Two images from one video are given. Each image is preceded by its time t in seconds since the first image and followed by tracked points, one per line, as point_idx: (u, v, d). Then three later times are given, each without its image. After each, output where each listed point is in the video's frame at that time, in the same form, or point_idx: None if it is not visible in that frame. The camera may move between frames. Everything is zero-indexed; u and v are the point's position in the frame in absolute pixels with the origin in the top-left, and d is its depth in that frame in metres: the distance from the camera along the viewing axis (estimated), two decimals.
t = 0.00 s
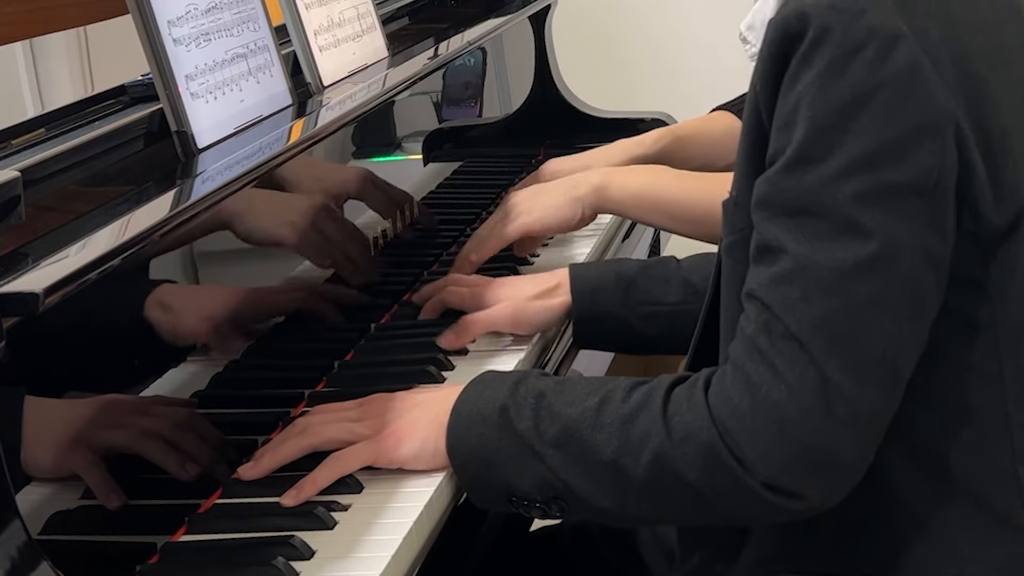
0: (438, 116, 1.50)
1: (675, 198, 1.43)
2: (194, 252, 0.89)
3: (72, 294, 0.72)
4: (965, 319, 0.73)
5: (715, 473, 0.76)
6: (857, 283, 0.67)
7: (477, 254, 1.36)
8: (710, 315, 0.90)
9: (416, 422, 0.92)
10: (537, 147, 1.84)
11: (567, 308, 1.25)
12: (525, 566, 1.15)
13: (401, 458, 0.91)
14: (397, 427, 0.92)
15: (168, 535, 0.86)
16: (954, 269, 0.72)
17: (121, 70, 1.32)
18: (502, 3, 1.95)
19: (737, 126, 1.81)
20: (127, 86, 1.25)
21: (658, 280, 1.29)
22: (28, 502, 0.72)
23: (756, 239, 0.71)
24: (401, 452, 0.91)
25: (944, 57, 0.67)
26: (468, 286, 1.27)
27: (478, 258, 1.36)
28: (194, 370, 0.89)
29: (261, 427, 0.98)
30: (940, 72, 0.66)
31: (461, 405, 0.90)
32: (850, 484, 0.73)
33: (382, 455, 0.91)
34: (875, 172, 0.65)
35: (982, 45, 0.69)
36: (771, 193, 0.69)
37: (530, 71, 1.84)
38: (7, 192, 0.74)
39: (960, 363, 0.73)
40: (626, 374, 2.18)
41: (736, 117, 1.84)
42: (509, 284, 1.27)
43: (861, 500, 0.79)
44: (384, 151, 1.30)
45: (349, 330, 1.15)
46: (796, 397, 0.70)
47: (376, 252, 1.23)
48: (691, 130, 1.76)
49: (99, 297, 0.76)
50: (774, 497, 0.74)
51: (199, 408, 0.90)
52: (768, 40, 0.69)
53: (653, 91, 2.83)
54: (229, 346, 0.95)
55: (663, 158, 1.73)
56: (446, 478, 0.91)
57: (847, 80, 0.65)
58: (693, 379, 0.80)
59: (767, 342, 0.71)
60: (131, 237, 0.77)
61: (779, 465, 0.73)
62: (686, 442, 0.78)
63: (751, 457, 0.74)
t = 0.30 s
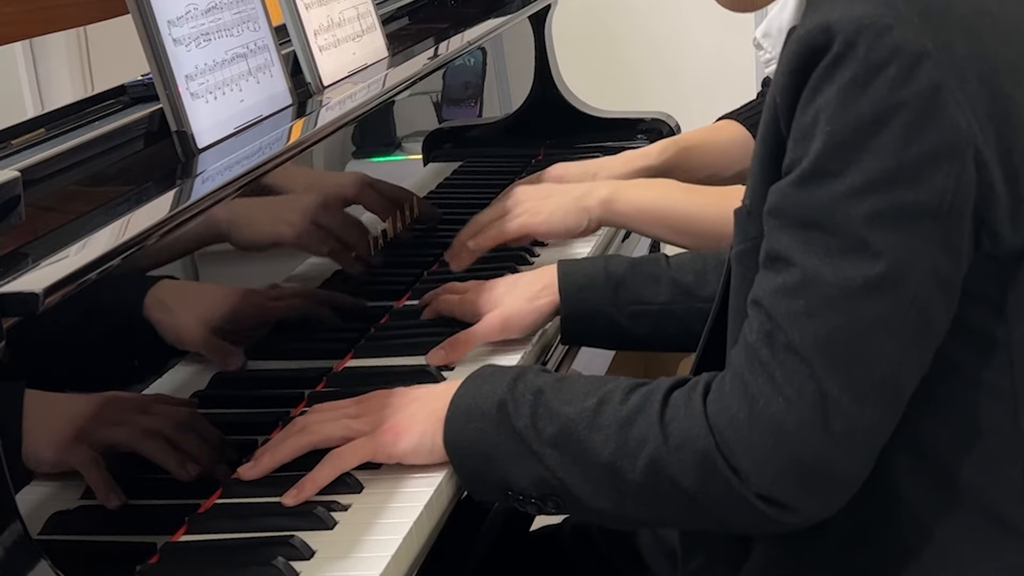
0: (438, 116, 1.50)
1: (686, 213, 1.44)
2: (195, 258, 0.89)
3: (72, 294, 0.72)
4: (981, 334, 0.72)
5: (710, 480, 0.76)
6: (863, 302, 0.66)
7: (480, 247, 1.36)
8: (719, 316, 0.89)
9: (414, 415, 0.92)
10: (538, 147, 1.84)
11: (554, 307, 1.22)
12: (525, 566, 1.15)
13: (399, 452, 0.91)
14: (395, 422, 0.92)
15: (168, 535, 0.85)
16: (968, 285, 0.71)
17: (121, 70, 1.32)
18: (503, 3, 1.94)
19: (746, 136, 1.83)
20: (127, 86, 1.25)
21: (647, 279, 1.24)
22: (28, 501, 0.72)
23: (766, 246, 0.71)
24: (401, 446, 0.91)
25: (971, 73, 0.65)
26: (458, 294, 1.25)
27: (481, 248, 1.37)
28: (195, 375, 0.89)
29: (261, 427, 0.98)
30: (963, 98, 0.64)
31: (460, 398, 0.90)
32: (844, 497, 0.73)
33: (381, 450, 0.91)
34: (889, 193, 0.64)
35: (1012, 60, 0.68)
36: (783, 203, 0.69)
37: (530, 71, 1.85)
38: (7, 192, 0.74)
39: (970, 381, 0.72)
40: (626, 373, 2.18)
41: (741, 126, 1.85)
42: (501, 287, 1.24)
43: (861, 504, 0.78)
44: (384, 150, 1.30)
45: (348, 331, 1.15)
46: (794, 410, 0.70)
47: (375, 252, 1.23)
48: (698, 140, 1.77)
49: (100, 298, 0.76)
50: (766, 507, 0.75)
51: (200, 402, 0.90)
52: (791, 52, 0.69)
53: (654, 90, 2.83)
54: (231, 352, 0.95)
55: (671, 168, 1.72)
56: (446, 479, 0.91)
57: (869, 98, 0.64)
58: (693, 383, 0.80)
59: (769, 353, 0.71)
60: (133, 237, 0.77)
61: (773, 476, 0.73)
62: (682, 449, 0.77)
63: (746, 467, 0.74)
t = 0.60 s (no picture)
0: (438, 116, 1.50)
1: (702, 226, 1.45)
2: (199, 265, 0.88)
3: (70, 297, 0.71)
4: (990, 347, 0.72)
5: (702, 492, 0.77)
6: (864, 319, 0.66)
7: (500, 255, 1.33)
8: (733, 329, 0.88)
9: (429, 400, 0.92)
10: (537, 147, 1.85)
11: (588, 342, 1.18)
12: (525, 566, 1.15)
13: (408, 435, 0.92)
14: (408, 403, 0.93)
15: (168, 534, 0.86)
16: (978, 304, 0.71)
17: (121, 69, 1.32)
18: (503, 3, 1.94)
19: (752, 141, 1.82)
20: (127, 86, 1.25)
21: (680, 305, 1.22)
22: (27, 502, 0.72)
23: (773, 257, 0.71)
24: (409, 431, 0.92)
25: (989, 104, 0.65)
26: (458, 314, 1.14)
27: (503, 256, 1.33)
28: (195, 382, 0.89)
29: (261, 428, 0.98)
30: (978, 116, 0.65)
31: (471, 396, 0.90)
32: (835, 514, 0.73)
33: (388, 427, 0.93)
34: (894, 211, 0.65)
35: None
36: (791, 216, 0.69)
37: (530, 71, 1.85)
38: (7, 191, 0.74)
39: (985, 383, 0.73)
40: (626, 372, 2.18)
41: (748, 131, 1.83)
42: (520, 308, 1.16)
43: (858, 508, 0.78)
44: (384, 150, 1.30)
45: (350, 327, 1.15)
46: (787, 423, 0.70)
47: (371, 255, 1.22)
48: (700, 146, 1.76)
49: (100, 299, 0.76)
50: (759, 520, 0.75)
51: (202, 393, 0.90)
52: (804, 71, 0.68)
53: (654, 92, 2.83)
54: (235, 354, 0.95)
55: (677, 175, 1.71)
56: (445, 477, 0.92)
57: (880, 117, 0.64)
58: (693, 394, 0.81)
59: (767, 365, 0.71)
60: (132, 237, 0.76)
61: (766, 489, 0.73)
62: (676, 457, 0.78)
63: (738, 479, 0.74)
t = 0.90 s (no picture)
0: (438, 116, 1.50)
1: (710, 245, 1.44)
2: (200, 285, 0.89)
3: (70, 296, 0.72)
4: (990, 348, 0.72)
5: (703, 494, 0.77)
6: (863, 322, 0.66)
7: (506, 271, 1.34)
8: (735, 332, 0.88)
9: (430, 409, 0.93)
10: (537, 146, 1.85)
11: (593, 362, 1.17)
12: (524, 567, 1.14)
13: (411, 443, 0.92)
14: (410, 411, 0.93)
15: (168, 535, 0.86)
16: (977, 305, 0.71)
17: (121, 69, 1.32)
18: (503, 3, 1.94)
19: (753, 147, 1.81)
20: (127, 86, 1.25)
21: (684, 319, 1.22)
22: (27, 502, 0.72)
23: (771, 261, 0.71)
24: (412, 439, 0.92)
25: (984, 97, 0.65)
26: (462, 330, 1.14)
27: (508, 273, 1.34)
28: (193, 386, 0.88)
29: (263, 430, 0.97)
30: (972, 117, 0.65)
31: (474, 401, 0.90)
32: (836, 518, 0.73)
33: (391, 436, 0.93)
34: (891, 213, 0.65)
35: None
36: (788, 220, 0.69)
37: (529, 71, 1.85)
38: (8, 191, 0.75)
39: (981, 385, 0.73)
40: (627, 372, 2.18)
41: (749, 137, 1.83)
42: (526, 326, 1.15)
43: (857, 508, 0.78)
44: (384, 150, 1.30)
45: (350, 326, 1.14)
46: (788, 427, 0.70)
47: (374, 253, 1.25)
48: (701, 155, 1.76)
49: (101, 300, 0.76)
50: (760, 523, 0.75)
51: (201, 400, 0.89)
52: (799, 73, 0.68)
53: (654, 92, 2.83)
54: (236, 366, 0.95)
55: (679, 186, 1.71)
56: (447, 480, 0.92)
57: (874, 118, 0.64)
58: (695, 399, 0.81)
59: (768, 370, 0.71)
60: (131, 237, 0.76)
61: (768, 493, 0.73)
62: (679, 461, 0.78)
63: (740, 483, 0.74)
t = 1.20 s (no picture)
0: (438, 116, 1.50)
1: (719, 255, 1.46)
2: (200, 288, 0.89)
3: (70, 296, 0.72)
4: (974, 334, 0.72)
5: (700, 487, 0.76)
6: (853, 306, 0.66)
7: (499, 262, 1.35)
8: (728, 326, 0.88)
9: (427, 404, 0.93)
10: (537, 147, 1.84)
11: (592, 363, 1.18)
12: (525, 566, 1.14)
13: (409, 438, 0.92)
14: (406, 407, 0.94)
15: (168, 534, 0.86)
16: (965, 291, 0.71)
17: (121, 70, 1.32)
18: (503, 3, 1.94)
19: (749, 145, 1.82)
20: (126, 87, 1.24)
21: (685, 321, 1.22)
22: (27, 502, 0.72)
23: (761, 252, 0.71)
24: (409, 433, 0.92)
25: (965, 77, 0.66)
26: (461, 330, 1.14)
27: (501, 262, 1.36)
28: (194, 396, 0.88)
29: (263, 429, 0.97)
30: (954, 99, 0.65)
31: (472, 400, 0.90)
32: (833, 509, 0.73)
33: (389, 431, 0.93)
34: (876, 196, 0.65)
35: (1006, 67, 0.69)
36: (775, 209, 0.69)
37: (530, 71, 1.85)
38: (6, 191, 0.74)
39: (973, 377, 0.73)
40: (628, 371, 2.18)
41: (747, 137, 1.84)
42: (526, 327, 1.15)
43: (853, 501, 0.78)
44: (384, 150, 1.30)
45: (349, 326, 1.14)
46: (781, 415, 0.70)
47: (374, 252, 1.25)
48: (701, 153, 1.76)
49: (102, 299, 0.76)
50: (758, 515, 0.75)
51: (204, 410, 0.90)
52: (782, 62, 0.69)
53: (654, 92, 2.83)
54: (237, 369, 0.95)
55: (675, 183, 1.71)
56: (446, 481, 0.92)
57: (857, 101, 0.65)
58: (692, 391, 0.81)
59: (761, 359, 0.71)
60: (131, 237, 0.76)
61: (763, 485, 0.73)
62: (675, 454, 0.78)
63: (735, 473, 0.74)
